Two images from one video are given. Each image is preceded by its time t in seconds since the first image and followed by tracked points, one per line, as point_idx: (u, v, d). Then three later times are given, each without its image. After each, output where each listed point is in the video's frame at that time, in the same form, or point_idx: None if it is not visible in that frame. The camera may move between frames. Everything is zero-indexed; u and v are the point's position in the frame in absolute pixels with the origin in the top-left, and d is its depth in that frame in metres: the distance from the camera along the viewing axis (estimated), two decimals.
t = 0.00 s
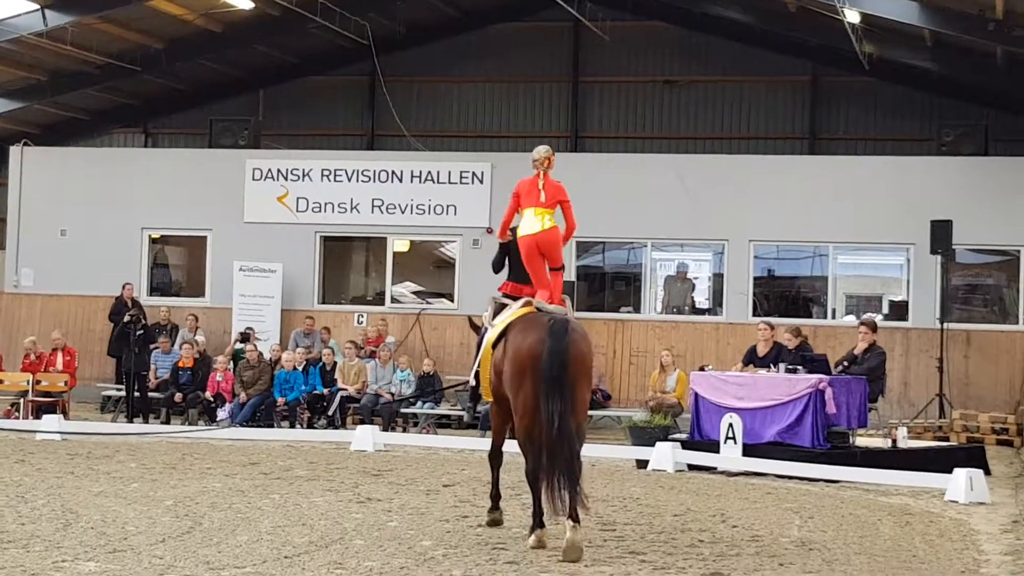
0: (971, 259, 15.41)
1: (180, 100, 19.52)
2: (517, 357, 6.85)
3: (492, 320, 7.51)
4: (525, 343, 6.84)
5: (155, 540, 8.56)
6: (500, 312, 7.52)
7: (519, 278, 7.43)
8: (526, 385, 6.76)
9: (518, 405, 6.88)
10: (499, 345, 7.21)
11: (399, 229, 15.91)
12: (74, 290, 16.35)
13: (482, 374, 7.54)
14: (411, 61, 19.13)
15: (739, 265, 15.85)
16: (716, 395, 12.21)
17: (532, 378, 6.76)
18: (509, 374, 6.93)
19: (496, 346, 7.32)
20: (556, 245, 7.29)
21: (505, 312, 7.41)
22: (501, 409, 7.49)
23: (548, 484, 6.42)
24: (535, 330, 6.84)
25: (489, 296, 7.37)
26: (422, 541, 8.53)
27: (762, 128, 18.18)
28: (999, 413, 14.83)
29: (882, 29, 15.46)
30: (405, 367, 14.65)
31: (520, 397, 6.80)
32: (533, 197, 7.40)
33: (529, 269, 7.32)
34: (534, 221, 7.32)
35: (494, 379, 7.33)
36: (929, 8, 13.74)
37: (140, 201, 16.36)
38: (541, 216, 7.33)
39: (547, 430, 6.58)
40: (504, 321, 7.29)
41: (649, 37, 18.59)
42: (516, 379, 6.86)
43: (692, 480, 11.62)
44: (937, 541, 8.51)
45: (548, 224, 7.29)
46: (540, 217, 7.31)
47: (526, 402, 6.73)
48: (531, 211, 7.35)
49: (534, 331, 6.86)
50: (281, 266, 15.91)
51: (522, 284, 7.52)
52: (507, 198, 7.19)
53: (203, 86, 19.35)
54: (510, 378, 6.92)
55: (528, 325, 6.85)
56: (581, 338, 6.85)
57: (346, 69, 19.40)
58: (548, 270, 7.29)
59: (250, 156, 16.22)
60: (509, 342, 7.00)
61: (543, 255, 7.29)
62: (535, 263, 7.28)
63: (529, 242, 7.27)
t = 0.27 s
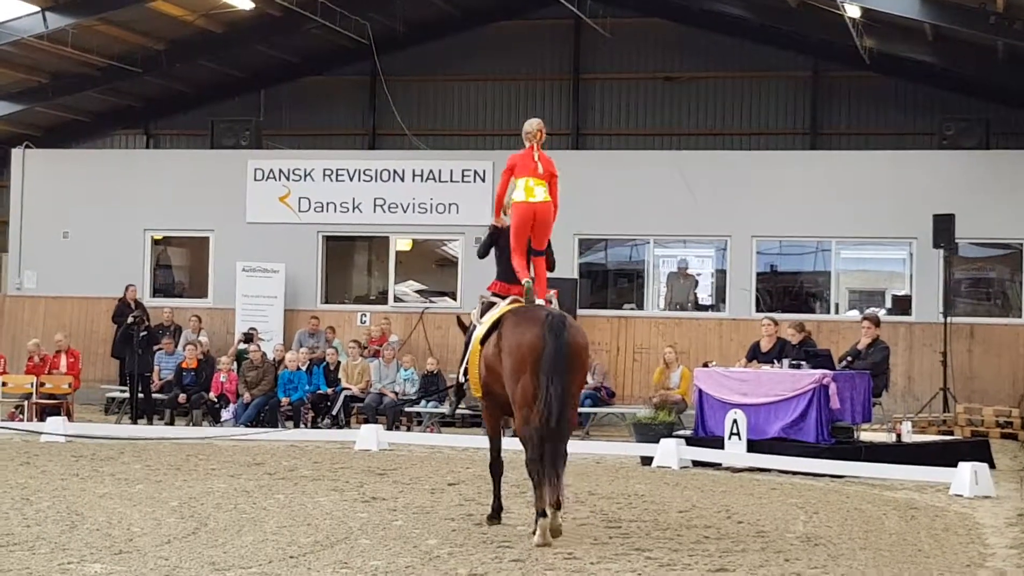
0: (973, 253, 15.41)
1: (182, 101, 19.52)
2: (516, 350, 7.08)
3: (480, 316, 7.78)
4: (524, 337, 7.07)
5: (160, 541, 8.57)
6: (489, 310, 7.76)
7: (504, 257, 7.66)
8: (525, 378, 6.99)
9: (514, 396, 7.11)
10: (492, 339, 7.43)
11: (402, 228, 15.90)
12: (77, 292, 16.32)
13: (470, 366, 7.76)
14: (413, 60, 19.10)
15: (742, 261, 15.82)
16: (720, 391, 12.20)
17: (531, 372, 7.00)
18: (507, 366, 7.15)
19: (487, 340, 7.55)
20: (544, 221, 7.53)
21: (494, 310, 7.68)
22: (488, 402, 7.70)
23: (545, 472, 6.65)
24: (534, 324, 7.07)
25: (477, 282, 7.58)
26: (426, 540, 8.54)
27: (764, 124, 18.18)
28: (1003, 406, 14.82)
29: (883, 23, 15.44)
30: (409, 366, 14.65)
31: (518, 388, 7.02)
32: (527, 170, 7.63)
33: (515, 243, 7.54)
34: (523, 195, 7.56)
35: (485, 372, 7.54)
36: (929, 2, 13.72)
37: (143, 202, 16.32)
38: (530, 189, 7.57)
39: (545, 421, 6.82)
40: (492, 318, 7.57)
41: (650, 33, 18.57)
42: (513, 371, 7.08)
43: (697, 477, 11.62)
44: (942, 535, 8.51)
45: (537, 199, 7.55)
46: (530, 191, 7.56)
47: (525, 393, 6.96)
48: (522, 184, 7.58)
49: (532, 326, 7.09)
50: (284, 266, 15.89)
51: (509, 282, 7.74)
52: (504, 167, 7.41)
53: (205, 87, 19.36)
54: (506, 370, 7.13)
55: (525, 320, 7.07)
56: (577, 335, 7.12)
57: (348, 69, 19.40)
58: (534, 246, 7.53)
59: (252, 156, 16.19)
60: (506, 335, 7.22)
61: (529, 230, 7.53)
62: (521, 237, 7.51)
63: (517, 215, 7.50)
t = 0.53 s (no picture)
0: (997, 253, 15.33)
1: (202, 105, 19.58)
2: (532, 358, 7.02)
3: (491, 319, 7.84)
4: (541, 345, 7.00)
5: (182, 545, 8.60)
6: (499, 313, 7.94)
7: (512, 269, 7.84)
8: (539, 386, 6.93)
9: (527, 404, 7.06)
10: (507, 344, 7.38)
11: (423, 231, 15.91)
12: (99, 297, 16.36)
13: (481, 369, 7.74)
14: (430, 62, 19.15)
15: (764, 262, 15.78)
16: (742, 393, 12.18)
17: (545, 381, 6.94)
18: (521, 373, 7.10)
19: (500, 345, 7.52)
20: (549, 236, 7.70)
21: (503, 315, 7.76)
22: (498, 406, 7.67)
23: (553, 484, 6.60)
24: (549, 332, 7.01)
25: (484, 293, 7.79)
26: (448, 543, 8.54)
27: (785, 125, 18.14)
28: None
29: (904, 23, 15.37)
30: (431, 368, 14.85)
31: (532, 397, 6.97)
32: (534, 188, 7.79)
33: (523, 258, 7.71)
34: (530, 211, 7.73)
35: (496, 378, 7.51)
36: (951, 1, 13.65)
37: (163, 206, 16.36)
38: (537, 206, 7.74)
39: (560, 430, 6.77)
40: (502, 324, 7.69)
41: (670, 34, 18.54)
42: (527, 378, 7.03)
43: (719, 479, 11.59)
44: (966, 537, 8.45)
45: (543, 215, 7.71)
46: (536, 207, 7.72)
47: (538, 403, 6.90)
48: (528, 201, 7.74)
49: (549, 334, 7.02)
50: (305, 270, 15.95)
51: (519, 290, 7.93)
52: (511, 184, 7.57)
53: (225, 91, 19.42)
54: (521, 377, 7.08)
55: (541, 328, 7.01)
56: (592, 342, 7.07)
57: (368, 72, 19.42)
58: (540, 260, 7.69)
59: (273, 160, 16.21)
60: (522, 342, 7.16)
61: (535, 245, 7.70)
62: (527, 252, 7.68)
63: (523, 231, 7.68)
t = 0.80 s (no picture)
0: None
1: (227, 112, 19.65)
2: (550, 358, 7.31)
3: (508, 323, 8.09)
4: (556, 344, 7.31)
5: (216, 549, 8.64)
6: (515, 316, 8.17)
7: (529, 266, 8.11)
8: (560, 384, 7.25)
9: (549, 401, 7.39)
10: (522, 345, 7.68)
11: (451, 234, 15.89)
12: (127, 303, 16.40)
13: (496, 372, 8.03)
14: (453, 67, 19.21)
15: (792, 263, 15.75)
16: (772, 394, 12.07)
17: (566, 378, 7.26)
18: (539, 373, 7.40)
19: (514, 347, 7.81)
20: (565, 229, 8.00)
21: (520, 317, 8.02)
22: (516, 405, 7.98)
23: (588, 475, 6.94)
24: (565, 331, 7.31)
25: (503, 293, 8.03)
26: (480, 545, 8.55)
27: (811, 125, 18.13)
28: None
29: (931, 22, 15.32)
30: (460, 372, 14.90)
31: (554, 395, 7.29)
32: (545, 177, 8.06)
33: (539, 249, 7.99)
34: (544, 205, 8.03)
35: (514, 378, 7.79)
36: None
37: (191, 213, 16.40)
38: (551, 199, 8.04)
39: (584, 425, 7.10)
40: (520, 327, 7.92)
41: (694, 36, 18.53)
42: (547, 376, 7.32)
43: (749, 480, 11.58)
44: (999, 536, 8.42)
45: (558, 207, 8.01)
46: (550, 200, 8.02)
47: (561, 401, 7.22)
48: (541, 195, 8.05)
49: (563, 332, 7.33)
50: (333, 274, 15.95)
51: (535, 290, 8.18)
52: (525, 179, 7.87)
53: (250, 97, 19.49)
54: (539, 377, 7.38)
55: (558, 327, 7.32)
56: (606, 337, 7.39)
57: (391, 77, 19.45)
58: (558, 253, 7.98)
59: (301, 165, 16.18)
60: (537, 342, 7.46)
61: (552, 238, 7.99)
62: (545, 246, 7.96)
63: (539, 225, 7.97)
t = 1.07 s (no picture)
0: None
1: (252, 116, 19.71)
2: (563, 368, 7.53)
3: (519, 327, 8.30)
4: (569, 355, 7.51)
5: (244, 553, 8.70)
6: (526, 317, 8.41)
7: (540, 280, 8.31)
8: (573, 394, 7.47)
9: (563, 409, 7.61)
10: (534, 353, 7.88)
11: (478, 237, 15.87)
12: (155, 306, 16.44)
13: (510, 375, 8.25)
14: (476, 70, 19.22)
15: (820, 264, 15.69)
16: (800, 395, 11.98)
17: (579, 388, 7.48)
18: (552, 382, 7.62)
19: (527, 353, 8.01)
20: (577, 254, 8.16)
21: (532, 320, 8.22)
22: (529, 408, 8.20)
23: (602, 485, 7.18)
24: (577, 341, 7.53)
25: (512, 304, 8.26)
26: (508, 549, 8.57)
27: (839, 126, 18.08)
28: None
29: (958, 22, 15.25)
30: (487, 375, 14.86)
31: (567, 405, 7.51)
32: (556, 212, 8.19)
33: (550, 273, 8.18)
34: (557, 231, 8.16)
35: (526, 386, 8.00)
36: None
37: (217, 217, 16.42)
38: (563, 225, 8.16)
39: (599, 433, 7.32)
40: (531, 330, 8.15)
41: (719, 37, 18.49)
42: (560, 386, 7.53)
43: (775, 481, 11.57)
44: None
45: (571, 233, 8.14)
46: (563, 226, 8.14)
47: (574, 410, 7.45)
48: (554, 220, 8.16)
49: (575, 343, 7.53)
50: (360, 277, 15.97)
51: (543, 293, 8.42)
52: (540, 209, 7.97)
53: (274, 101, 19.54)
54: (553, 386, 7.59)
55: (570, 337, 7.53)
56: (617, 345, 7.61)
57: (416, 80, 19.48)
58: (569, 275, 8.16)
59: (327, 168, 16.23)
60: (550, 352, 7.66)
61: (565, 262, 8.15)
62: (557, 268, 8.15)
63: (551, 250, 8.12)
